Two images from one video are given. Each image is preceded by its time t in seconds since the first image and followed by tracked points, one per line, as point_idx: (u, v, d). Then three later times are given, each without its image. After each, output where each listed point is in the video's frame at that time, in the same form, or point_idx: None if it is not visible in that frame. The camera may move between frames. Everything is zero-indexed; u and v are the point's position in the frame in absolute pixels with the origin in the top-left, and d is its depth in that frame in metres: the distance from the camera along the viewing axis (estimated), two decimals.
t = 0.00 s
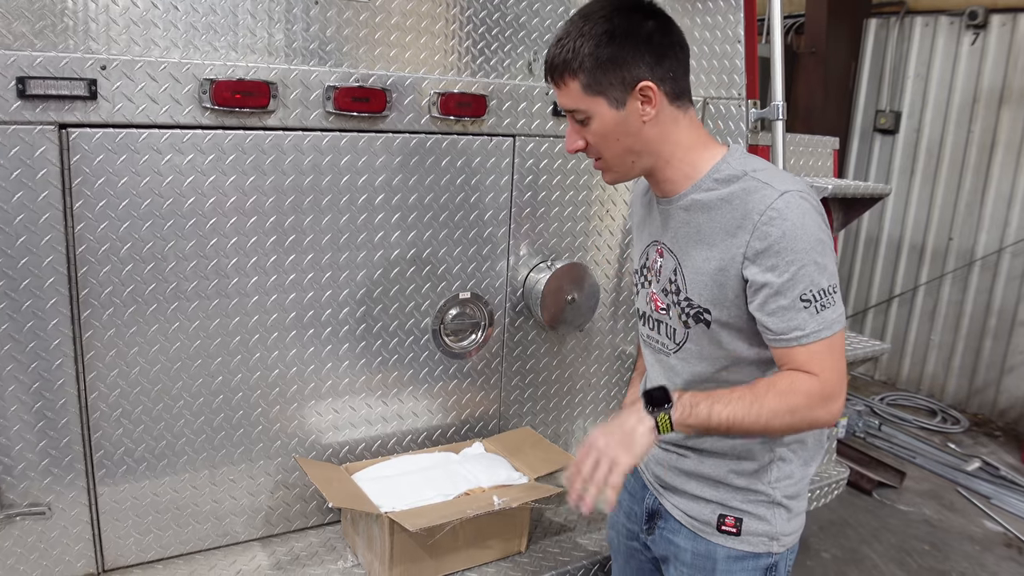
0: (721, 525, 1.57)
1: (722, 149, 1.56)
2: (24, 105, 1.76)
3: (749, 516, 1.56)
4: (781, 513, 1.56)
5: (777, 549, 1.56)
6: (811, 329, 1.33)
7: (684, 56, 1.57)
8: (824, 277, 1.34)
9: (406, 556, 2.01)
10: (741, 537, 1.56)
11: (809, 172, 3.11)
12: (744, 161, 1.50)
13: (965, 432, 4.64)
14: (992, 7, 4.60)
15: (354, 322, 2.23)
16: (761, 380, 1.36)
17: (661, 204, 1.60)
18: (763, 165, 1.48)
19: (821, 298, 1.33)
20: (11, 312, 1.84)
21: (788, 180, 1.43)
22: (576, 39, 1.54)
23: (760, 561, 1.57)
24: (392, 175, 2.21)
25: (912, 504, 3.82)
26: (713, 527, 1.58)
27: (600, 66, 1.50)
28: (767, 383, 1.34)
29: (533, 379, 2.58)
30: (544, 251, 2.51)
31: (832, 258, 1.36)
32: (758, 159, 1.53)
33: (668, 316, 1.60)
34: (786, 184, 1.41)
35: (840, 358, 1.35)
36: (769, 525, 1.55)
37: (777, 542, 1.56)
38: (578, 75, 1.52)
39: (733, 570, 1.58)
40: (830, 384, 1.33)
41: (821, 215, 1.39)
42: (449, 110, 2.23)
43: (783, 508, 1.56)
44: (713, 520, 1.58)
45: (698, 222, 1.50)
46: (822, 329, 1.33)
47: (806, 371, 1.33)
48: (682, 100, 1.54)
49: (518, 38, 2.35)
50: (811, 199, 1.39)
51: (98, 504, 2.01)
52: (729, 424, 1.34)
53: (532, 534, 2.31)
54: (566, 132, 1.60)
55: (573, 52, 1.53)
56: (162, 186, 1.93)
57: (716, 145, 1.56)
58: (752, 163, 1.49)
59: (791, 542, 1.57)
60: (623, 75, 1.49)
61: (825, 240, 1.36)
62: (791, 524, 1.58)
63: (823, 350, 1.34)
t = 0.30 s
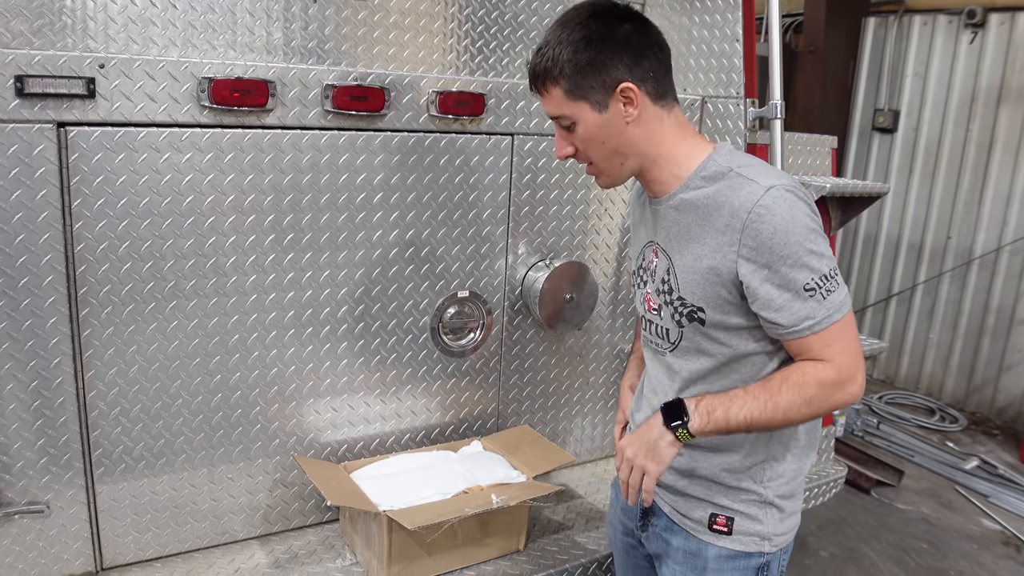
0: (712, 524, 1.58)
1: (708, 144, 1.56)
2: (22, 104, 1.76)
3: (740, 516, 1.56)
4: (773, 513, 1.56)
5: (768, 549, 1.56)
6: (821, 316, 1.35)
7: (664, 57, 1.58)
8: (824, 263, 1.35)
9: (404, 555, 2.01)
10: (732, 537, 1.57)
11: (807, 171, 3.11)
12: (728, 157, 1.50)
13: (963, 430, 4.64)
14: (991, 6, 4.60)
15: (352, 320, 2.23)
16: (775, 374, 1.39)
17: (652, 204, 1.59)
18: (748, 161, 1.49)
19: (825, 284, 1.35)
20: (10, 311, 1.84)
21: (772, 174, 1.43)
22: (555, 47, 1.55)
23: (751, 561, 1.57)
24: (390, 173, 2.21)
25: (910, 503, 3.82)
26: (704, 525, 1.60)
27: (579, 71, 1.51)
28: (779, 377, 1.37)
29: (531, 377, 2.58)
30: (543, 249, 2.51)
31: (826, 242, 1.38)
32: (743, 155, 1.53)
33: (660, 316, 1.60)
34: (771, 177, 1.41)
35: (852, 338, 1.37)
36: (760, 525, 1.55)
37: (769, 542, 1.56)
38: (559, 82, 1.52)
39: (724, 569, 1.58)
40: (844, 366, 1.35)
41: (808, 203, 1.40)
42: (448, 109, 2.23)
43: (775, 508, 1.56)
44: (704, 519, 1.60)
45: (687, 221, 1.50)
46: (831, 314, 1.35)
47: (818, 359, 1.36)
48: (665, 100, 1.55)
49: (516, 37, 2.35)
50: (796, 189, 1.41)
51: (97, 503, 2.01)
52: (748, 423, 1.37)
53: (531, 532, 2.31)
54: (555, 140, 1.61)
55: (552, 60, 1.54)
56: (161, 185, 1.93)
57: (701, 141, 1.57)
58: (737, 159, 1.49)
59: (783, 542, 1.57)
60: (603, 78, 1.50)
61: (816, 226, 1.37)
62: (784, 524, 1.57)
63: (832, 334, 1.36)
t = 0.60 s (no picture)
0: (713, 520, 1.58)
1: (707, 138, 1.57)
2: (21, 103, 1.76)
3: (741, 512, 1.57)
4: (773, 509, 1.57)
5: (769, 545, 1.57)
6: (836, 298, 1.37)
7: (654, 55, 1.60)
8: (835, 246, 1.38)
9: (403, 554, 2.01)
10: (733, 533, 1.57)
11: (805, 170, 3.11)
12: (732, 148, 1.52)
13: (962, 429, 4.65)
14: (989, 5, 4.60)
15: (351, 320, 2.24)
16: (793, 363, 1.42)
17: (651, 200, 1.60)
18: (751, 151, 1.51)
19: (838, 267, 1.38)
20: (9, 310, 1.84)
21: (778, 161, 1.46)
22: (547, 52, 1.56)
23: (752, 557, 1.58)
24: (389, 172, 2.21)
25: (908, 501, 3.82)
26: (704, 523, 1.59)
27: (574, 70, 1.51)
28: (799, 367, 1.39)
29: (530, 377, 2.59)
30: (541, 248, 2.52)
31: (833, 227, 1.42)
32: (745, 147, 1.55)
33: (661, 311, 1.59)
34: (780, 164, 1.44)
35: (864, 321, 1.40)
36: (761, 521, 1.56)
37: (769, 538, 1.57)
38: (555, 83, 1.52)
39: (725, 566, 1.59)
40: (859, 350, 1.38)
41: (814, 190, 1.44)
42: (446, 108, 2.23)
43: (775, 504, 1.57)
44: (704, 516, 1.59)
45: (692, 211, 1.50)
46: (844, 296, 1.38)
47: (834, 343, 1.38)
48: (660, 96, 1.56)
49: (515, 36, 2.35)
50: (803, 175, 1.44)
51: (96, 502, 2.01)
52: (775, 416, 1.39)
53: (529, 531, 2.32)
54: (554, 148, 1.59)
55: (547, 63, 1.54)
56: (159, 184, 1.94)
57: (700, 135, 1.57)
58: (740, 150, 1.51)
59: (783, 538, 1.58)
60: (599, 74, 1.51)
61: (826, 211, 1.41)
62: (784, 520, 1.58)
63: (846, 317, 1.38)
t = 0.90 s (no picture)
0: (717, 533, 1.57)
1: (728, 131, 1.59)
2: (19, 103, 1.76)
3: (746, 524, 1.56)
4: (778, 519, 1.58)
5: (774, 556, 1.58)
6: (856, 298, 1.37)
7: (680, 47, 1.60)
8: (855, 245, 1.39)
9: (402, 553, 2.01)
10: (737, 545, 1.57)
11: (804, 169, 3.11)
12: (753, 145, 1.54)
13: (962, 429, 4.65)
14: (988, 5, 4.61)
15: (350, 319, 2.23)
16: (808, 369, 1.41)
17: (665, 192, 1.61)
18: (770, 150, 1.53)
19: (857, 267, 1.38)
20: (7, 311, 1.84)
21: (799, 160, 1.48)
22: (576, 35, 1.55)
23: (757, 569, 1.58)
24: (388, 172, 2.21)
25: (908, 501, 3.82)
26: (709, 535, 1.58)
27: (605, 54, 1.51)
28: (818, 374, 1.38)
29: (529, 376, 2.58)
30: (540, 247, 2.52)
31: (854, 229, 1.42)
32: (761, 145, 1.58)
33: (669, 304, 1.59)
34: (803, 162, 1.45)
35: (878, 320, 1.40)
36: (766, 533, 1.57)
37: (774, 549, 1.58)
38: (585, 67, 1.52)
39: None
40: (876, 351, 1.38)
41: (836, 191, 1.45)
42: (445, 108, 2.23)
43: (779, 513, 1.58)
44: (709, 529, 1.58)
45: (708, 204, 1.51)
46: (864, 295, 1.38)
47: (850, 346, 1.38)
48: (686, 87, 1.57)
49: (514, 35, 2.35)
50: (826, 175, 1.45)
51: (94, 503, 2.01)
52: (799, 426, 1.37)
53: (528, 531, 2.31)
54: (577, 135, 1.58)
55: (577, 47, 1.53)
56: (158, 184, 1.93)
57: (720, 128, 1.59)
58: (762, 149, 1.53)
59: (787, 549, 1.59)
60: (630, 60, 1.51)
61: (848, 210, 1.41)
62: (788, 530, 1.59)
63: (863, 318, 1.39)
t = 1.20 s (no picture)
0: (727, 557, 1.58)
1: (760, 140, 1.54)
2: (16, 104, 1.75)
3: (756, 550, 1.56)
4: (791, 546, 1.55)
5: None
6: (895, 327, 1.32)
7: (721, 48, 1.53)
8: (896, 270, 1.32)
9: (401, 553, 2.01)
10: (747, 571, 1.57)
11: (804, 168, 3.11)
12: (789, 157, 1.47)
13: (962, 428, 4.65)
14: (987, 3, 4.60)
15: (349, 320, 2.23)
16: (838, 399, 1.37)
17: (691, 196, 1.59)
18: (809, 161, 1.46)
19: (897, 293, 1.32)
20: (5, 311, 1.84)
21: (839, 176, 1.41)
22: (607, 25, 1.50)
23: None
24: (386, 172, 2.20)
25: (908, 499, 3.82)
26: (718, 559, 1.60)
27: (634, 54, 1.45)
28: (847, 406, 1.34)
29: (529, 376, 2.58)
30: (540, 247, 2.51)
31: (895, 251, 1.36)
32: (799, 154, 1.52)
33: (691, 316, 1.57)
34: (841, 179, 1.38)
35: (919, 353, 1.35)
36: (777, 560, 1.55)
37: None
38: (610, 64, 1.47)
39: None
40: (914, 387, 1.33)
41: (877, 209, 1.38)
42: (443, 107, 2.23)
43: (793, 541, 1.55)
44: (718, 552, 1.60)
45: (735, 217, 1.47)
46: (904, 324, 1.32)
47: (885, 379, 1.33)
48: (720, 93, 1.51)
49: (512, 35, 2.35)
50: (867, 193, 1.38)
51: (93, 503, 2.01)
52: (819, 457, 1.34)
53: (528, 530, 2.32)
54: (594, 127, 1.56)
55: (603, 40, 1.48)
56: (156, 184, 1.93)
57: (754, 136, 1.54)
58: (802, 161, 1.46)
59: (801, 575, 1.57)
60: (660, 64, 1.46)
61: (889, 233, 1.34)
62: (802, 556, 1.57)
63: (902, 350, 1.33)
